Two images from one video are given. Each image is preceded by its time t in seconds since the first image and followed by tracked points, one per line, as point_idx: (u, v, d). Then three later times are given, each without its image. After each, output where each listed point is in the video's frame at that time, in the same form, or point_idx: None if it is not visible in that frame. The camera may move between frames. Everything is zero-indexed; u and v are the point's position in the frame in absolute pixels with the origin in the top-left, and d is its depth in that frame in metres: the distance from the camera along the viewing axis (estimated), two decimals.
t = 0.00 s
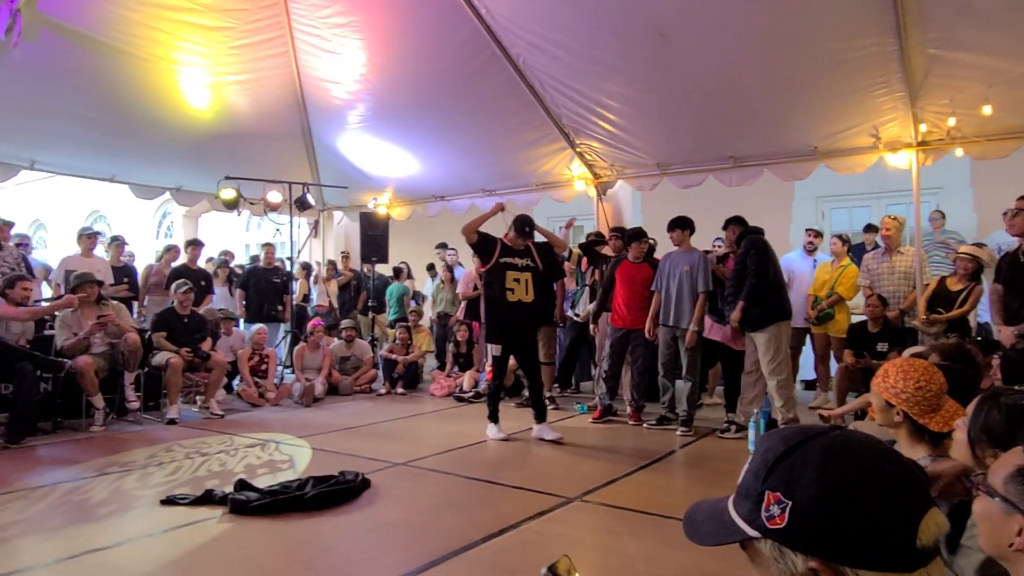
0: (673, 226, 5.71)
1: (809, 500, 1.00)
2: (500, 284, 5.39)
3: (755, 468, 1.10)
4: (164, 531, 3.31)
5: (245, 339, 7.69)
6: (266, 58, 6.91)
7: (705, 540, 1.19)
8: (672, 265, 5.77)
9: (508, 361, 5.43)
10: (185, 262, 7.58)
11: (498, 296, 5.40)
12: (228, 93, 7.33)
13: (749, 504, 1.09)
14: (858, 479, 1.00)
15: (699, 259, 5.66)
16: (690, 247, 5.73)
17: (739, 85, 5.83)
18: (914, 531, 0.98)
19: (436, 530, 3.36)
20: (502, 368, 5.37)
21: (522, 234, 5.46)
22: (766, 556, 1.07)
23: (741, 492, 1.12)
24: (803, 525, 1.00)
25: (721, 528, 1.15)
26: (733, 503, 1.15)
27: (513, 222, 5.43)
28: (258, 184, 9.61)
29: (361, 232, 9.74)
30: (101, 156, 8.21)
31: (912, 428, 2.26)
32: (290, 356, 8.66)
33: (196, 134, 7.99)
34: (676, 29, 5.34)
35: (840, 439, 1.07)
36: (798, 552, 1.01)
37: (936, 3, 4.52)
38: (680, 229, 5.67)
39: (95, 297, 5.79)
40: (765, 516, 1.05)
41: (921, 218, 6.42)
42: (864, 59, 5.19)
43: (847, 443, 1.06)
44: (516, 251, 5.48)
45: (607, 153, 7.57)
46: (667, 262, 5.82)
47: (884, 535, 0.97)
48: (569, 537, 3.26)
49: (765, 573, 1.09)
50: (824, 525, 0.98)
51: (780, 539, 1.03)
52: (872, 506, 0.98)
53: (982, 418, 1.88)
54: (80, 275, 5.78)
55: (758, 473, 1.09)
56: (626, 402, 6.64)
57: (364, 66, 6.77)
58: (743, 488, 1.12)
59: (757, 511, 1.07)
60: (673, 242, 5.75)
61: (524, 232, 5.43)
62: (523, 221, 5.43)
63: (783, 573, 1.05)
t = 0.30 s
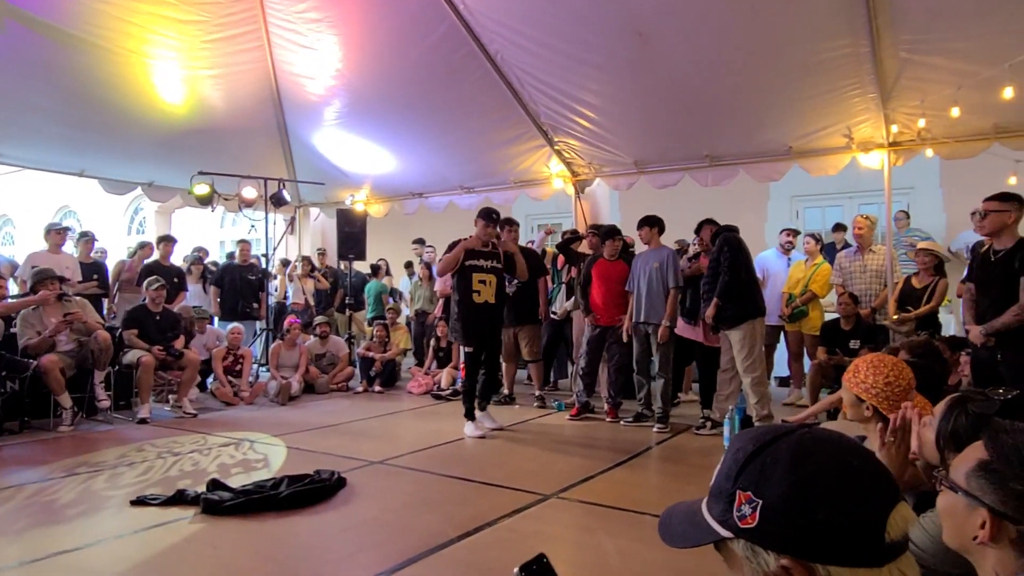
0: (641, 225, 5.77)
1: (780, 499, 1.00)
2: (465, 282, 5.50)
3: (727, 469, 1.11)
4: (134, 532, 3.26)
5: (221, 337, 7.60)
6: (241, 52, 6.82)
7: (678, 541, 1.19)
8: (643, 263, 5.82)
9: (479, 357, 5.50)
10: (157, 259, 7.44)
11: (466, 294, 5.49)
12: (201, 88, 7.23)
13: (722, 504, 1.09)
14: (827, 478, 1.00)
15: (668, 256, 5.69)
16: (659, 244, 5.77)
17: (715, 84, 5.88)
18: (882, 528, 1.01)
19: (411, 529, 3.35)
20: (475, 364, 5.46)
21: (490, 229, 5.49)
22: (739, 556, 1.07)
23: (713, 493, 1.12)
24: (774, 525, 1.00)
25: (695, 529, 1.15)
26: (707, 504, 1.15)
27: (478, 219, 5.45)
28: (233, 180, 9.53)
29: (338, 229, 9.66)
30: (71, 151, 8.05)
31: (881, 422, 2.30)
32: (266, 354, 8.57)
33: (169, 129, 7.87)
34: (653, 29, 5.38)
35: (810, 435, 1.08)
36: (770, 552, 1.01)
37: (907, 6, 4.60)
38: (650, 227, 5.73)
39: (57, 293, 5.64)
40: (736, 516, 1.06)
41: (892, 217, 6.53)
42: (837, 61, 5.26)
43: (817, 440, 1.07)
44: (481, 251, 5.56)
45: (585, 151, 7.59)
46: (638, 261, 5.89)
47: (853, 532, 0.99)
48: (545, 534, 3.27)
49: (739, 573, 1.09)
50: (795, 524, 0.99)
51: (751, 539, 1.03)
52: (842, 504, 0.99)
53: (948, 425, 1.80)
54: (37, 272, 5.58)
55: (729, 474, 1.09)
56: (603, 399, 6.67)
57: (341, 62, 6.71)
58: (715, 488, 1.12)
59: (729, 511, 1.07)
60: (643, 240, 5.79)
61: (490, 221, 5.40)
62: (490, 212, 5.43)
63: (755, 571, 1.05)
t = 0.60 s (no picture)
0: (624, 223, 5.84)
1: (761, 495, 1.01)
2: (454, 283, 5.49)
3: (709, 466, 1.11)
4: (118, 532, 3.23)
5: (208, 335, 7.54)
6: (227, 47, 6.77)
7: (662, 540, 1.20)
8: (625, 261, 5.85)
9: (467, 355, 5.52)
10: (142, 255, 7.37)
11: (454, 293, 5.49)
12: (186, 83, 7.18)
13: (705, 502, 1.10)
14: (806, 472, 1.01)
15: (648, 253, 5.69)
16: (639, 242, 5.80)
17: (702, 83, 5.90)
18: (862, 524, 1.01)
19: (398, 526, 3.34)
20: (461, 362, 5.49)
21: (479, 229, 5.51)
22: (722, 554, 1.07)
23: (697, 491, 1.13)
24: (755, 520, 1.01)
25: (679, 527, 1.16)
26: (690, 502, 1.15)
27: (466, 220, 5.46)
28: (219, 176, 9.48)
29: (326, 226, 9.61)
30: (54, 146, 7.95)
31: (866, 416, 2.34)
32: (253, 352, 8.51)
33: (154, 124, 7.80)
34: (641, 27, 5.38)
35: (792, 432, 1.08)
36: (752, 549, 1.01)
37: (892, 6, 4.63)
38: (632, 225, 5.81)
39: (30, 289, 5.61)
40: (719, 514, 1.06)
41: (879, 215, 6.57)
42: (823, 60, 5.30)
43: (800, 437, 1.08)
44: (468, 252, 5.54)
45: (574, 149, 7.59)
46: (621, 260, 5.91)
47: (834, 528, 0.99)
48: (532, 531, 3.27)
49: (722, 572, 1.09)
50: (775, 519, 0.99)
51: (734, 537, 1.03)
52: (822, 499, 1.00)
53: (924, 425, 1.82)
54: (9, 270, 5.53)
55: (711, 471, 1.10)
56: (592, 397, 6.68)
57: (328, 58, 6.68)
58: (698, 486, 1.13)
59: (712, 509, 1.08)
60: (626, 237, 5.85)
61: (478, 224, 5.45)
62: (477, 214, 5.50)
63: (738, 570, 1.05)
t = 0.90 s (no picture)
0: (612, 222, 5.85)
1: (749, 496, 1.01)
2: (452, 284, 5.48)
3: (698, 468, 1.11)
4: (109, 530, 3.22)
5: (201, 335, 7.51)
6: (219, 43, 6.74)
7: (653, 543, 1.19)
8: (617, 260, 5.85)
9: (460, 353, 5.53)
10: (134, 253, 7.34)
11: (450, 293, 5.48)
12: (178, 80, 7.15)
13: (694, 504, 1.10)
14: (793, 471, 1.01)
15: (639, 252, 5.70)
16: (628, 242, 5.82)
17: (696, 81, 5.90)
18: (852, 521, 1.01)
19: (391, 524, 3.34)
20: (455, 361, 5.50)
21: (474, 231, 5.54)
22: (712, 555, 1.07)
23: (686, 492, 1.13)
24: (745, 522, 1.01)
25: (670, 530, 1.15)
26: (680, 503, 1.15)
27: (463, 220, 5.50)
28: (211, 174, 9.48)
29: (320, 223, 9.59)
30: (44, 143, 7.89)
31: (858, 414, 2.33)
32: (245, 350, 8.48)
33: (146, 121, 7.76)
34: (636, 25, 5.38)
35: (780, 431, 1.09)
36: (742, 550, 1.01)
37: (884, 5, 4.64)
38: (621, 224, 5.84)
39: (15, 288, 5.54)
40: (708, 515, 1.06)
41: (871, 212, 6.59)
42: (816, 58, 5.31)
43: (788, 436, 1.08)
44: (463, 251, 5.57)
45: (568, 147, 7.58)
46: (612, 263, 5.91)
47: (823, 526, 0.99)
48: (525, 528, 3.28)
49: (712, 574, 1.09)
50: (764, 518, 0.99)
51: (723, 538, 1.03)
52: (809, 497, 1.00)
53: (913, 422, 1.84)
54: None
55: (700, 472, 1.10)
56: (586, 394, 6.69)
57: (322, 54, 6.65)
58: (687, 487, 1.13)
59: (701, 510, 1.07)
60: (616, 238, 5.89)
61: (473, 225, 5.49)
62: (473, 216, 5.54)
63: (728, 571, 1.05)
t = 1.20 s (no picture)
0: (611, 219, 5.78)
1: (744, 493, 1.01)
2: (447, 282, 5.47)
3: (693, 466, 1.11)
4: (104, 527, 3.21)
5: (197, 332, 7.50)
6: (215, 39, 6.72)
7: (647, 540, 1.19)
8: (613, 259, 5.87)
9: (454, 350, 5.53)
10: (130, 249, 7.32)
11: (444, 290, 5.48)
12: (175, 76, 7.13)
13: (689, 501, 1.09)
14: (790, 469, 1.01)
15: (637, 250, 5.72)
16: (626, 239, 5.82)
17: (694, 78, 5.90)
18: (847, 518, 1.01)
19: (388, 520, 3.34)
20: (452, 358, 5.52)
21: (464, 227, 5.51)
22: (707, 553, 1.06)
23: (681, 490, 1.13)
24: (741, 519, 1.00)
25: (665, 527, 1.15)
26: (675, 501, 1.15)
27: (454, 216, 5.46)
28: (207, 170, 9.45)
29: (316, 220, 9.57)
30: (39, 139, 7.85)
31: (854, 410, 2.34)
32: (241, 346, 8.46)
33: (142, 117, 7.73)
34: (633, 22, 5.37)
35: (772, 429, 1.08)
36: (738, 548, 1.01)
37: (881, 3, 4.64)
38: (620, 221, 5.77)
39: (9, 285, 5.55)
40: (704, 513, 1.06)
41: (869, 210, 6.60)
42: (813, 55, 5.31)
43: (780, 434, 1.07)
44: (457, 247, 5.56)
45: (565, 144, 7.57)
46: (608, 260, 5.92)
47: (818, 524, 0.99)
48: (522, 525, 3.28)
49: (708, 571, 1.08)
50: (760, 516, 0.99)
51: (719, 536, 1.03)
52: (805, 495, 1.00)
53: (910, 413, 1.83)
54: None
55: (696, 470, 1.09)
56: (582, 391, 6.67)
57: (319, 51, 6.63)
58: (683, 485, 1.13)
59: (697, 508, 1.07)
60: (614, 236, 5.84)
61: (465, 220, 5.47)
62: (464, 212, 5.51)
63: (723, 569, 1.04)
